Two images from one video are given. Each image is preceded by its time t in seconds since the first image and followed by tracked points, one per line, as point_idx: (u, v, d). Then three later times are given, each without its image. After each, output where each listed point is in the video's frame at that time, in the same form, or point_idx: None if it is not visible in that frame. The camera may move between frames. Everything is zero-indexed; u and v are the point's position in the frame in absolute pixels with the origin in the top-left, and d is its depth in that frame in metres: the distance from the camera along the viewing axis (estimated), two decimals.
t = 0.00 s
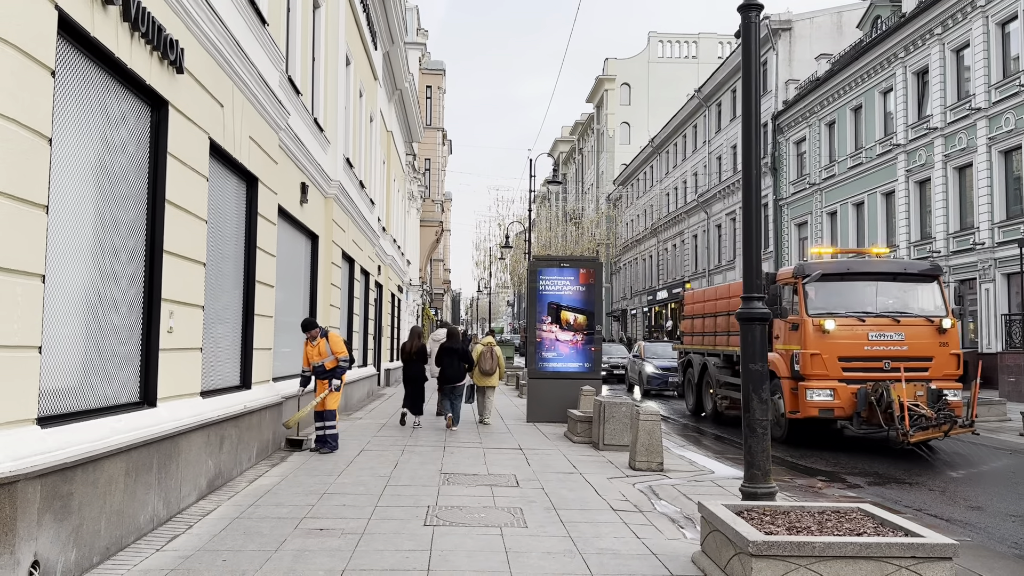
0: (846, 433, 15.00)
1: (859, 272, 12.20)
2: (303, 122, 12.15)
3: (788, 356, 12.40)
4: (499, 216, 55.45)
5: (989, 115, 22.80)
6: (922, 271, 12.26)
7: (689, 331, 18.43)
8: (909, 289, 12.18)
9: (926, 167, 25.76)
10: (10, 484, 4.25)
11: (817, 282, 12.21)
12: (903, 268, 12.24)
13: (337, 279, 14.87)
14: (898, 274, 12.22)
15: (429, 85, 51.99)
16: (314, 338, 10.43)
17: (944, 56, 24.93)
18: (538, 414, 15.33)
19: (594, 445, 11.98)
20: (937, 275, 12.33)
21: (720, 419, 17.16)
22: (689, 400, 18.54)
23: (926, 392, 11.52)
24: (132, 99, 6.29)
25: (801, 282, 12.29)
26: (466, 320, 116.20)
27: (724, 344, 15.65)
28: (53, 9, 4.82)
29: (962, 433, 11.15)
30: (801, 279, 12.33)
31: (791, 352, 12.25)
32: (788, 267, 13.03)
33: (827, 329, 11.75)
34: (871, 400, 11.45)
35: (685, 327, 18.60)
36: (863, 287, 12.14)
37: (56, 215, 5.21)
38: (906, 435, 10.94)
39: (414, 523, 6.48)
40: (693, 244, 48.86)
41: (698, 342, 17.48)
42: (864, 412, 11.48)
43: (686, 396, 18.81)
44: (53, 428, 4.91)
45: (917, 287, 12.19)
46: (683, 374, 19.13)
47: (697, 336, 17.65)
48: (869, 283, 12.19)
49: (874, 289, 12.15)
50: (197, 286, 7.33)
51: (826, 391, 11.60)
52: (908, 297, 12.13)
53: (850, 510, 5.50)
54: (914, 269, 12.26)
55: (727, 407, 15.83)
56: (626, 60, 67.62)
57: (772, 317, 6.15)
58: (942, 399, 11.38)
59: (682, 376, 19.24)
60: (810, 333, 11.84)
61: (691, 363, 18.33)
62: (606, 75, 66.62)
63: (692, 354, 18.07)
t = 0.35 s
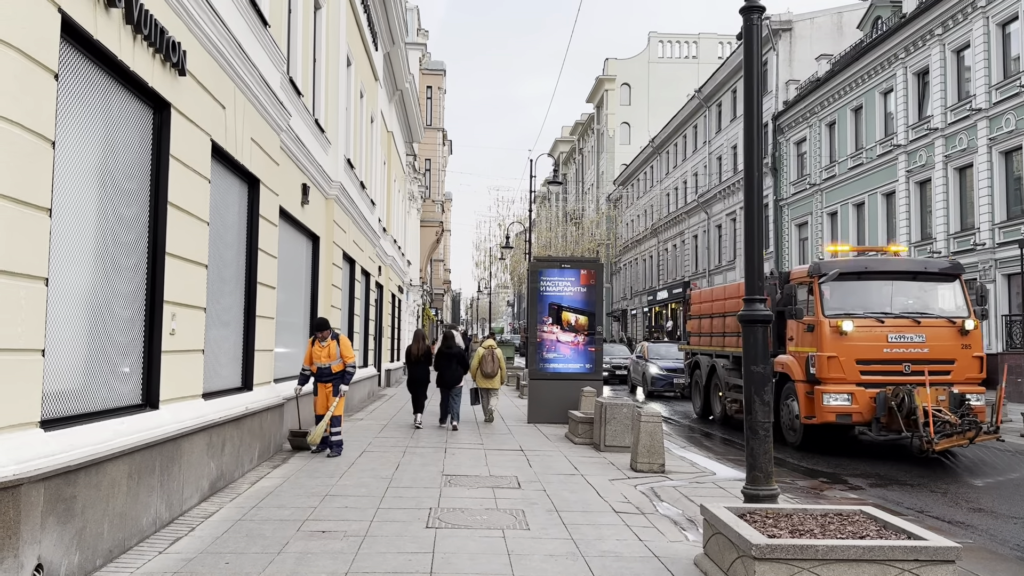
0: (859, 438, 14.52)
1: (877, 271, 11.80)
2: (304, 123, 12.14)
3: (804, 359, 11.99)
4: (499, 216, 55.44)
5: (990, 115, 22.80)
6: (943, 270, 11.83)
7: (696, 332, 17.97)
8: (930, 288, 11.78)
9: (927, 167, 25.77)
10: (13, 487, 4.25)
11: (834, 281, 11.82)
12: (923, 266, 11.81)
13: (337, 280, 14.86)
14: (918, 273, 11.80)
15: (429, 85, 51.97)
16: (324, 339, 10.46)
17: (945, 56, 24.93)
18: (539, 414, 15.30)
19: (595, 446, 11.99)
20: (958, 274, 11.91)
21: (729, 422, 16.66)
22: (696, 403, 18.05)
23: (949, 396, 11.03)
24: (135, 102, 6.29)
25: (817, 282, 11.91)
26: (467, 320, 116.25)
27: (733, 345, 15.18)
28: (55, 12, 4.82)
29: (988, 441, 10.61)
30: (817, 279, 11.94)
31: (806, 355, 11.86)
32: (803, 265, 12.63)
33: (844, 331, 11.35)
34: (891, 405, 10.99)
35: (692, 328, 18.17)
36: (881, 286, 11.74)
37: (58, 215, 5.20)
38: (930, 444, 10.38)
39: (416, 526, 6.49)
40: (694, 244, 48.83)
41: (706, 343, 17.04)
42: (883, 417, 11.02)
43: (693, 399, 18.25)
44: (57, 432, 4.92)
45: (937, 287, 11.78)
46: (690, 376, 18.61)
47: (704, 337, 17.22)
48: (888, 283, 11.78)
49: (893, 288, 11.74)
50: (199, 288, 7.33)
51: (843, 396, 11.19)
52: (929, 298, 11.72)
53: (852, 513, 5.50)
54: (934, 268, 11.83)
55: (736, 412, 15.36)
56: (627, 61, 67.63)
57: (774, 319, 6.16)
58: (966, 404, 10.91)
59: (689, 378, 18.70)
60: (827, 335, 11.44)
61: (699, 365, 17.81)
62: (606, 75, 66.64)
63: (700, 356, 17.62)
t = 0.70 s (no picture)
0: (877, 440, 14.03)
1: (896, 267, 11.19)
2: (306, 122, 12.12)
3: (819, 358, 11.45)
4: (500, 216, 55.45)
5: (991, 115, 22.78)
6: (965, 267, 11.25)
7: (704, 331, 17.76)
8: (951, 285, 11.21)
9: (928, 167, 25.76)
10: (15, 487, 4.23)
11: (851, 278, 11.23)
12: (945, 263, 11.23)
13: (339, 279, 14.83)
14: (940, 270, 11.21)
15: (429, 85, 51.96)
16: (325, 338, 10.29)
17: (946, 55, 24.90)
18: (541, 414, 15.29)
19: (597, 446, 11.96)
20: (981, 270, 11.34)
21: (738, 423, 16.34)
22: (704, 404, 17.75)
23: (972, 398, 10.66)
24: (136, 100, 6.26)
25: (834, 278, 11.33)
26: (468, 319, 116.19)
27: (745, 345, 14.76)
28: (58, 9, 4.80)
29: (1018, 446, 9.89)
30: (834, 275, 11.37)
31: (822, 355, 11.34)
32: (818, 261, 12.10)
33: (863, 330, 10.80)
34: (912, 407, 10.51)
35: (700, 327, 17.93)
36: (900, 283, 11.14)
37: (59, 212, 5.16)
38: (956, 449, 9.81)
39: (419, 526, 6.47)
40: (694, 244, 48.77)
41: (715, 343, 16.79)
42: (904, 420, 10.54)
43: (700, 400, 17.99)
44: (58, 431, 4.89)
45: (959, 284, 11.21)
46: (697, 377, 18.30)
47: (712, 337, 17.03)
48: (908, 280, 11.19)
49: (913, 285, 11.14)
50: (201, 287, 7.31)
51: (862, 398, 10.69)
52: (951, 295, 11.15)
53: (858, 513, 5.48)
54: (956, 265, 11.26)
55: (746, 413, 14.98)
56: (627, 60, 67.63)
57: (778, 319, 6.15)
58: (989, 406, 10.60)
59: (696, 379, 18.44)
60: (844, 334, 10.88)
61: (706, 365, 17.52)
62: (607, 75, 66.66)
63: (708, 355, 17.36)
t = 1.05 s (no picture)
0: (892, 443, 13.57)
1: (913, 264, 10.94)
2: (307, 122, 12.13)
3: (833, 359, 11.15)
4: (500, 216, 55.45)
5: (992, 114, 22.78)
6: (983, 264, 10.98)
7: (709, 331, 17.47)
8: (970, 283, 10.93)
9: (928, 167, 25.75)
10: (15, 486, 4.24)
11: (866, 275, 10.97)
12: (963, 260, 10.97)
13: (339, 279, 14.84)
14: (958, 267, 10.95)
15: (429, 85, 51.98)
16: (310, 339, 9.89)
17: (947, 55, 24.89)
18: (542, 413, 15.30)
19: (598, 446, 11.95)
20: (1000, 268, 11.06)
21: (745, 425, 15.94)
22: (710, 405, 17.37)
23: (994, 399, 10.23)
24: (136, 99, 6.24)
25: (848, 275, 11.06)
26: (469, 320, 116.13)
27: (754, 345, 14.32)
28: (58, 9, 4.80)
29: None
30: (849, 272, 11.08)
31: (835, 356, 11.06)
32: (831, 259, 11.89)
33: (879, 329, 10.54)
34: (930, 410, 10.21)
35: (706, 327, 17.61)
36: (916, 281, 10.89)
37: (59, 211, 5.17)
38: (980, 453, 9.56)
39: (420, 525, 6.46)
40: (695, 244, 48.72)
41: (721, 343, 16.44)
42: (922, 423, 10.24)
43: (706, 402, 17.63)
44: (59, 430, 4.89)
45: (977, 281, 10.93)
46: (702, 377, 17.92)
47: (718, 336, 16.67)
48: (924, 277, 10.93)
49: (929, 283, 10.90)
50: (202, 286, 7.31)
51: (878, 400, 10.39)
52: (970, 293, 10.87)
53: (858, 512, 5.47)
54: (974, 261, 10.99)
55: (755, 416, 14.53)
56: (628, 60, 67.66)
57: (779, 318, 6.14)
58: (1011, 408, 10.16)
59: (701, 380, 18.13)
60: (860, 333, 10.61)
61: (712, 365, 17.21)
62: (607, 75, 66.70)
63: (714, 356, 17.01)
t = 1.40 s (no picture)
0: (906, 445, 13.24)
1: (928, 262, 10.75)
2: (306, 122, 12.12)
3: (845, 360, 10.96)
4: (500, 216, 55.47)
5: (992, 114, 22.77)
6: (999, 261, 10.80)
7: (714, 331, 17.46)
8: (987, 281, 10.76)
9: (928, 167, 25.76)
10: (15, 486, 4.24)
11: (880, 272, 10.78)
12: (979, 257, 10.80)
13: (339, 279, 14.84)
14: (974, 265, 10.76)
15: (429, 85, 52.02)
16: (299, 344, 9.79)
17: (947, 55, 24.89)
18: (541, 413, 15.30)
19: (597, 446, 11.96)
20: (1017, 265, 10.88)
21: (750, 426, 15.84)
22: (715, 406, 17.29)
23: (1012, 401, 10.09)
24: (136, 100, 6.25)
25: (861, 274, 10.86)
26: (469, 319, 116.17)
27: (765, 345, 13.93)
28: (58, 10, 4.81)
29: None
30: (861, 270, 10.90)
31: (848, 357, 10.87)
32: (844, 256, 11.70)
33: (893, 329, 10.33)
34: (946, 413, 10.06)
35: (711, 328, 17.59)
36: (931, 279, 10.72)
37: (60, 212, 5.18)
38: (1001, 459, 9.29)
39: (419, 525, 6.47)
40: (695, 244, 48.70)
41: (726, 343, 16.41)
42: (938, 426, 10.08)
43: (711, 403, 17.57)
44: (59, 431, 4.89)
45: (994, 279, 10.76)
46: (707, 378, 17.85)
47: (723, 336, 16.65)
48: (939, 275, 10.77)
49: (945, 282, 10.72)
50: (201, 286, 7.30)
51: (892, 402, 10.21)
52: (987, 292, 10.70)
53: (857, 512, 5.48)
54: (990, 259, 10.80)
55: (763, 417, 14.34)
56: (628, 60, 67.67)
57: (778, 319, 6.15)
58: None
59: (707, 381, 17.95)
60: (873, 334, 10.42)
61: (718, 366, 17.05)
62: (607, 74, 66.71)
63: (718, 356, 16.96)
